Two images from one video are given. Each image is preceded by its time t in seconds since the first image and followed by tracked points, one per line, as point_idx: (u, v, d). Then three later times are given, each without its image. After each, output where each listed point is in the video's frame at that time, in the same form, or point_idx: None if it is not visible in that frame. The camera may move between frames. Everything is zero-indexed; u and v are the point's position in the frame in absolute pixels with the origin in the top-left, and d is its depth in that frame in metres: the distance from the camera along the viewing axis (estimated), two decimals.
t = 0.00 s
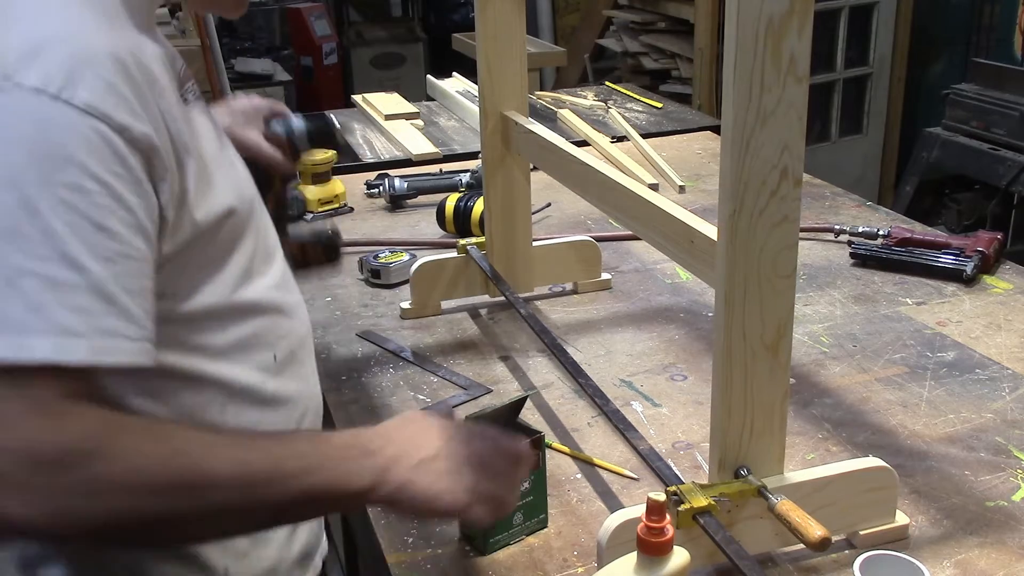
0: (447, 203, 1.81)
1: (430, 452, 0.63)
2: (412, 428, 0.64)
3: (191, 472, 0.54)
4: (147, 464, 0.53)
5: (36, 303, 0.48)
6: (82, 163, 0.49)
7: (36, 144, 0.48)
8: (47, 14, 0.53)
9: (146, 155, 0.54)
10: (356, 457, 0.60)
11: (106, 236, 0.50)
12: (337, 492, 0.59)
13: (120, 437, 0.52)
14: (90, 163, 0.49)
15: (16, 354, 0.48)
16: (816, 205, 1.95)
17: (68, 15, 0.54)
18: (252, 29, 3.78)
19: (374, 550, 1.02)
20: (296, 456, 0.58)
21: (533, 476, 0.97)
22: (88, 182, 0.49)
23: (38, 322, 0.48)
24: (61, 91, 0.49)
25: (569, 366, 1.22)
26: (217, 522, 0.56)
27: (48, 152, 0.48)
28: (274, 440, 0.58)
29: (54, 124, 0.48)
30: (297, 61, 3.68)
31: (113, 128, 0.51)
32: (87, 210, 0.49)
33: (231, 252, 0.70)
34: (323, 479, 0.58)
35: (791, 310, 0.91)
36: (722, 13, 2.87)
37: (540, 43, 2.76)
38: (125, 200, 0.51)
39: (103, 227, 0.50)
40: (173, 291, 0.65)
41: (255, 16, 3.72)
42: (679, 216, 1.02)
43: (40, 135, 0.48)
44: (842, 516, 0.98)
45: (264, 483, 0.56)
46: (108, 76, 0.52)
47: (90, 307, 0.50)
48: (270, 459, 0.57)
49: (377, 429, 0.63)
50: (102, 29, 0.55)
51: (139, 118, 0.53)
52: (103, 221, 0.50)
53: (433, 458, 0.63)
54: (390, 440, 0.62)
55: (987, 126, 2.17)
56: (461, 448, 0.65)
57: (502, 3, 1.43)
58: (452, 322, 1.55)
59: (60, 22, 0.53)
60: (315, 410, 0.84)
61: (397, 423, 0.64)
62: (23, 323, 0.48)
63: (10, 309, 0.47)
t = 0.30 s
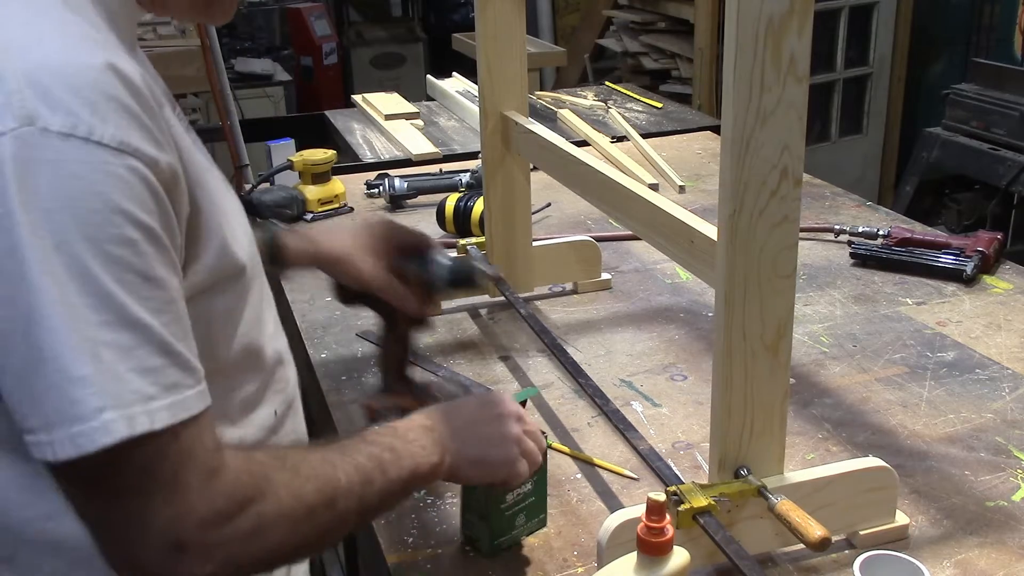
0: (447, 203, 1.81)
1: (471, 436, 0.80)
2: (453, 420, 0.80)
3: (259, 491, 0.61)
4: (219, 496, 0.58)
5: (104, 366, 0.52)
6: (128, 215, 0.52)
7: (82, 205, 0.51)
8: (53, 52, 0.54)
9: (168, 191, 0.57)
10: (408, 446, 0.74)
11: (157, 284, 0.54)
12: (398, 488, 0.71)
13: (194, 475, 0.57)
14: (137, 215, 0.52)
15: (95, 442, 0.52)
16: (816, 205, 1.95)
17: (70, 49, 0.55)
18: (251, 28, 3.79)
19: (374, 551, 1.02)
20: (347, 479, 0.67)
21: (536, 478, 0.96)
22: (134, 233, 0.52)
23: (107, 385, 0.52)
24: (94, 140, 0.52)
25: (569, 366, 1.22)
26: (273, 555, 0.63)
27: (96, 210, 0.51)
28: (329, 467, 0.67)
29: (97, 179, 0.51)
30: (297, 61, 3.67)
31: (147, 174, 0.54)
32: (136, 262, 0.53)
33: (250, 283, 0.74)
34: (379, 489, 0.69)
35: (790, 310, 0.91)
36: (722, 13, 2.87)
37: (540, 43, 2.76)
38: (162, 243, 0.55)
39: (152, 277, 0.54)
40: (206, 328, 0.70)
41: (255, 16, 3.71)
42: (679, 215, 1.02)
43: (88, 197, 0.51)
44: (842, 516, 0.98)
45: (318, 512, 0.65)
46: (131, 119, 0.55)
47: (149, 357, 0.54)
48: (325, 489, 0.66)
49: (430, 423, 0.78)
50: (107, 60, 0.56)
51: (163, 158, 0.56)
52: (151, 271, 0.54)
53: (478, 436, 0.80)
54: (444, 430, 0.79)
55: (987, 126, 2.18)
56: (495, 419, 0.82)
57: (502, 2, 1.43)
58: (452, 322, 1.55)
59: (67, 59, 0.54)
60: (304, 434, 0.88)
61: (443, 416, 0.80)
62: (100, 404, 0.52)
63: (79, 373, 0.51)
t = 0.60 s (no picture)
0: (447, 203, 1.81)
1: (468, 446, 0.81)
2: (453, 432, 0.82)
3: (241, 506, 0.64)
4: (199, 512, 0.61)
5: (74, 376, 0.54)
6: (104, 222, 0.54)
7: (62, 211, 0.53)
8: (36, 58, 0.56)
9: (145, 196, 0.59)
10: (399, 466, 0.76)
11: (135, 292, 0.56)
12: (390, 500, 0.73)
13: (172, 488, 0.59)
14: (115, 223, 0.55)
15: (53, 455, 0.53)
16: (816, 205, 1.95)
17: (54, 55, 0.57)
18: (251, 29, 3.80)
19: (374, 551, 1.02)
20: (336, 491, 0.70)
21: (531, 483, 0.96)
22: (111, 240, 0.54)
23: (74, 390, 0.54)
24: (72, 147, 0.54)
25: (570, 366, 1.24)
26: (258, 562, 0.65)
27: (73, 217, 0.53)
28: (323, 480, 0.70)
29: (77, 189, 0.53)
30: (297, 61, 3.68)
31: (126, 183, 0.56)
32: (113, 268, 0.55)
33: (238, 296, 0.76)
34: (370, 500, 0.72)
35: (790, 310, 0.91)
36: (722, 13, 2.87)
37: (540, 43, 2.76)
38: (140, 249, 0.57)
39: (129, 286, 0.56)
40: (191, 343, 0.71)
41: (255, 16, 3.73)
42: (680, 216, 1.02)
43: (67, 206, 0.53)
44: (842, 516, 0.98)
45: (305, 527, 0.68)
46: (110, 128, 0.57)
47: (125, 367, 0.56)
48: (312, 498, 0.68)
49: (427, 435, 0.80)
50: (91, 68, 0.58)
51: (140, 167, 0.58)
52: (127, 278, 0.56)
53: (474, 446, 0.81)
54: (441, 444, 0.80)
55: (987, 126, 2.17)
56: (492, 431, 0.83)
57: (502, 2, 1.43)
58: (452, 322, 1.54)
59: (51, 66, 0.56)
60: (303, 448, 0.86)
61: (443, 428, 0.82)
62: (62, 417, 0.53)
63: (50, 378, 0.53)
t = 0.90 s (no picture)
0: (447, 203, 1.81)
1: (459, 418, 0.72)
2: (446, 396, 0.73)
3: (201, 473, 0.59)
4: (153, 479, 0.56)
5: (63, 341, 0.50)
6: (103, 195, 0.51)
7: (57, 180, 0.50)
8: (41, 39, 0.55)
9: (154, 174, 0.56)
10: (371, 437, 0.67)
11: (134, 264, 0.52)
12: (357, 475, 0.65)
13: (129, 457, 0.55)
14: (115, 195, 0.52)
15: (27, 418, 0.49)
16: (816, 205, 1.95)
17: (60, 35, 0.56)
18: (251, 29, 3.81)
19: (374, 551, 1.02)
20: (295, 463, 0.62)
21: (531, 483, 0.96)
22: (110, 212, 0.51)
23: (63, 369, 0.50)
24: (74, 122, 0.51)
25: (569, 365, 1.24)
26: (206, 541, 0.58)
27: (70, 185, 0.50)
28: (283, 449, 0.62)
29: (72, 159, 0.50)
30: (297, 61, 3.68)
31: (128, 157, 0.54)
32: (113, 238, 0.51)
33: (234, 276, 0.72)
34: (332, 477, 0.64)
35: (790, 310, 0.91)
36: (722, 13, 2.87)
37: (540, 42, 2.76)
38: (142, 225, 0.54)
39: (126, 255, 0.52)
40: (179, 317, 0.67)
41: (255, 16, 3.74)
42: (680, 216, 1.02)
43: (55, 171, 0.50)
44: (841, 516, 0.98)
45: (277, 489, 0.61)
46: (115, 105, 0.54)
47: (119, 335, 0.52)
48: (272, 471, 0.61)
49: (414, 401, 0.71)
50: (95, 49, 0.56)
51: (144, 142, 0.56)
52: (128, 252, 0.52)
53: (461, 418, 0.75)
54: (430, 412, 0.71)
55: (987, 125, 2.17)
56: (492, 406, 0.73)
57: (503, 2, 1.43)
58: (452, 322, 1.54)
59: (55, 47, 0.55)
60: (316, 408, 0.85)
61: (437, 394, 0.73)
62: (39, 385, 0.49)
63: (37, 355, 0.49)
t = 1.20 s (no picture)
0: (447, 203, 1.81)
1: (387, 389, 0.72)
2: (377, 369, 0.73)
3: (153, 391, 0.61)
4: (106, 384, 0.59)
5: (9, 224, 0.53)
6: (74, 102, 0.55)
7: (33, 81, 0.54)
8: None
9: (135, 97, 0.61)
10: (307, 393, 0.68)
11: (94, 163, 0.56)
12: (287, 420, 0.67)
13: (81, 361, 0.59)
14: (82, 101, 0.56)
15: None
16: (816, 205, 1.95)
17: None
18: (251, 29, 3.80)
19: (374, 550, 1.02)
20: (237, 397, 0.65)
21: (530, 482, 0.96)
22: (76, 117, 0.55)
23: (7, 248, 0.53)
24: (60, 35, 0.57)
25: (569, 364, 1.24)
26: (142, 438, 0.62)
27: (40, 85, 0.54)
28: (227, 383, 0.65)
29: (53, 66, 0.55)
30: (297, 61, 3.68)
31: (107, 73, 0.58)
32: (74, 139, 0.55)
33: (219, 232, 0.75)
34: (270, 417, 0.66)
35: (791, 310, 0.91)
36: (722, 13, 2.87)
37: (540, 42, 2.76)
38: (111, 137, 0.57)
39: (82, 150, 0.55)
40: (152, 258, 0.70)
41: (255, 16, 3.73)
42: (680, 216, 1.02)
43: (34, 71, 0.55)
44: (841, 516, 0.98)
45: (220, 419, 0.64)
46: (104, 32, 0.60)
47: (63, 229, 0.55)
48: (200, 399, 0.63)
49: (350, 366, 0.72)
50: None
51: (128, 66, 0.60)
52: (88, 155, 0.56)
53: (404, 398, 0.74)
54: (367, 381, 0.71)
55: (987, 125, 2.17)
56: (422, 386, 0.74)
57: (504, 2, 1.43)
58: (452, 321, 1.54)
59: None
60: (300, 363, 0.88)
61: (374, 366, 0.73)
62: None
63: None
